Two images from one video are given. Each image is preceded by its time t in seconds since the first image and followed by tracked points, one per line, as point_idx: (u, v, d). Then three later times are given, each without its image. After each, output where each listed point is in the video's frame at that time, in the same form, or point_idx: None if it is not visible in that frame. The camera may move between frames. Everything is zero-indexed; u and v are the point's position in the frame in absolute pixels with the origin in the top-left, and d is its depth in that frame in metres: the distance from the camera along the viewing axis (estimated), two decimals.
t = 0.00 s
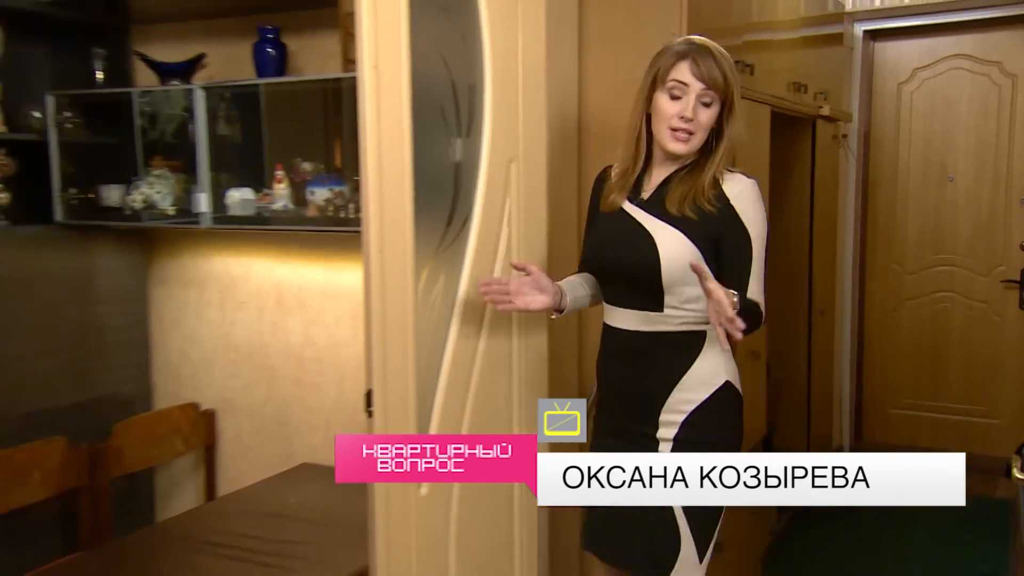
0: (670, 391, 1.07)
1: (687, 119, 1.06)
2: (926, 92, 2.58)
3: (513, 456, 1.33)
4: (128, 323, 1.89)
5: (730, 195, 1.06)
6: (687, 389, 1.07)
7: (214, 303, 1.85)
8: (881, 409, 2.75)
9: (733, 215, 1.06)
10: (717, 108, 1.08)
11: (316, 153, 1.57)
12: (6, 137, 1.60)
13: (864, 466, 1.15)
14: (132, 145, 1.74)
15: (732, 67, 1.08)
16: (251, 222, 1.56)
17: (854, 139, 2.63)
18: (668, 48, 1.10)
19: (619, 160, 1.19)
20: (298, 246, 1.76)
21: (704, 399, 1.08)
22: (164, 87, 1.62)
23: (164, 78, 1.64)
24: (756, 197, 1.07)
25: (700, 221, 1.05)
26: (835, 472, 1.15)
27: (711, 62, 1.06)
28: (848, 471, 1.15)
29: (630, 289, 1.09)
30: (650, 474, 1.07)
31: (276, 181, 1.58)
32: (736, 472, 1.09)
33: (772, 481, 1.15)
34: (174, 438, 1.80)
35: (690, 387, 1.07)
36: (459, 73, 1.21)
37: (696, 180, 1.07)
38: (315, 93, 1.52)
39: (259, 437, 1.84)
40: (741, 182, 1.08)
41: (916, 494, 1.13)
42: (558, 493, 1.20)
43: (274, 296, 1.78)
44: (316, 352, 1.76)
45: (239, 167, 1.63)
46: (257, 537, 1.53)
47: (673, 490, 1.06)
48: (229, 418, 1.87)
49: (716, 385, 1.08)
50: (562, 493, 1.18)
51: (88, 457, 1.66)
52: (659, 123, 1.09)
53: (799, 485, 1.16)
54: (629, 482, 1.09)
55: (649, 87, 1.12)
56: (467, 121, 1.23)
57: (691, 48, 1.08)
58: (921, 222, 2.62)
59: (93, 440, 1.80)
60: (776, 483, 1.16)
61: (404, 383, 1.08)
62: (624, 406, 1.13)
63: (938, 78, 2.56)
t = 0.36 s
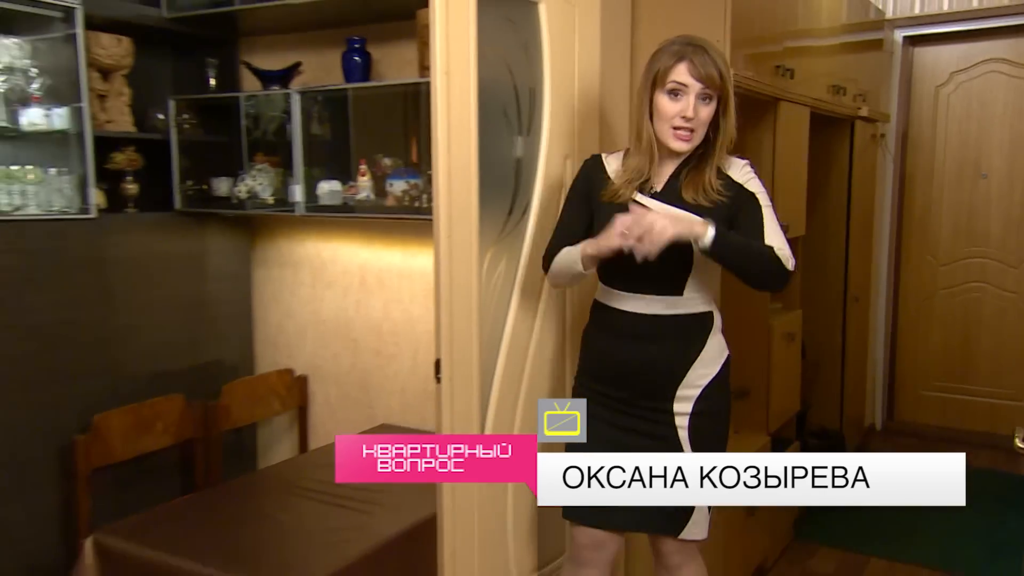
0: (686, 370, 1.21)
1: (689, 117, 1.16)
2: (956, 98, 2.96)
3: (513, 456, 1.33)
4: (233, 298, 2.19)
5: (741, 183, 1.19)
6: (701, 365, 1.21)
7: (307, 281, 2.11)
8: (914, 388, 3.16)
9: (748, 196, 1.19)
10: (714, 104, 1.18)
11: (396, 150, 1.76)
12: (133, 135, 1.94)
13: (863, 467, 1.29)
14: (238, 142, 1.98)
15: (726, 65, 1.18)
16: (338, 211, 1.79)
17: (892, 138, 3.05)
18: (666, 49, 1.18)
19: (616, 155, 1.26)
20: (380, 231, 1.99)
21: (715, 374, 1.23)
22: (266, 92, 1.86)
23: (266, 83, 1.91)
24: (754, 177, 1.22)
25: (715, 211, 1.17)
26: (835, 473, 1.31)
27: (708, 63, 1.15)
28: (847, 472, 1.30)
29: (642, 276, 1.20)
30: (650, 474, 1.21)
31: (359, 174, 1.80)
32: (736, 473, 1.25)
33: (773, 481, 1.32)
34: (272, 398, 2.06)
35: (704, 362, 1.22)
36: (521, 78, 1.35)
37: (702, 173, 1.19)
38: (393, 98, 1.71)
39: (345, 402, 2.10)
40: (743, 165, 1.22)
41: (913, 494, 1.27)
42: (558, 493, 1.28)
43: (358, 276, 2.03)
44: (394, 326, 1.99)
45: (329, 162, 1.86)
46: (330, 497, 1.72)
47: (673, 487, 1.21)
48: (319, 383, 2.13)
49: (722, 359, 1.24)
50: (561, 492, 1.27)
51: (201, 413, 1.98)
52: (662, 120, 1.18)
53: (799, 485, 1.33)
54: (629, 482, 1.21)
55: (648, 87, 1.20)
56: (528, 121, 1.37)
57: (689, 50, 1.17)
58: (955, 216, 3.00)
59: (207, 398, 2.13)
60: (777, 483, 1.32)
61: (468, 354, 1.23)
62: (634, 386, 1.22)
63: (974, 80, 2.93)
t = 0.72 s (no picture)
0: (668, 357, 1.38)
1: (645, 108, 1.31)
2: (1001, 97, 3.07)
3: (513, 456, 1.45)
4: (316, 278, 2.50)
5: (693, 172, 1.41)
6: (680, 350, 1.40)
7: (382, 263, 2.40)
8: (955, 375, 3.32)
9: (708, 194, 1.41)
10: (664, 93, 1.34)
11: (460, 146, 2.02)
12: (232, 134, 2.27)
13: (863, 468, 1.48)
14: (323, 138, 2.27)
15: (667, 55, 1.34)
16: (407, 199, 2.06)
17: (936, 135, 3.19)
18: (615, 49, 1.32)
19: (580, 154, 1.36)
20: (446, 219, 2.25)
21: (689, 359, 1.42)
22: (349, 94, 2.13)
23: (347, 87, 2.19)
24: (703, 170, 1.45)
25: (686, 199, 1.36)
26: (836, 473, 1.50)
27: (657, 55, 1.31)
28: (848, 472, 1.49)
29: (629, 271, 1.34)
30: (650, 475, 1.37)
31: (426, 166, 2.06)
32: (736, 474, 1.47)
33: (773, 480, 1.52)
34: (350, 366, 2.32)
35: (683, 346, 1.41)
36: (568, 81, 1.55)
37: (665, 164, 1.37)
38: (463, 98, 1.94)
39: (413, 371, 2.38)
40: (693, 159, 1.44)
41: (912, 493, 1.46)
42: (556, 492, 1.39)
43: (428, 259, 2.29)
44: (456, 304, 2.25)
45: (401, 157, 2.12)
46: (356, 482, 1.84)
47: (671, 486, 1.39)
48: (390, 353, 2.41)
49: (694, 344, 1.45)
50: (560, 491, 1.39)
51: (287, 377, 2.26)
52: (621, 115, 1.32)
53: (799, 484, 1.52)
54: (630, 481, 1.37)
55: (606, 84, 1.33)
56: (574, 119, 1.56)
57: (637, 47, 1.31)
58: (998, 208, 3.12)
59: (292, 364, 2.44)
60: (777, 482, 1.52)
61: (516, 323, 1.45)
62: (619, 376, 1.36)
63: (1021, 81, 3.02)
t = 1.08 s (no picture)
0: (644, 337, 1.56)
1: (609, 104, 1.48)
2: None
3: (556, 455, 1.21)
4: (387, 259, 2.80)
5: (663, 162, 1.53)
6: (658, 330, 1.58)
7: (442, 246, 2.72)
8: (987, 359, 3.44)
9: (682, 185, 1.53)
10: (629, 88, 1.49)
11: (513, 141, 2.30)
12: (312, 131, 2.60)
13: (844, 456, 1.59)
14: (392, 134, 2.59)
15: (633, 52, 1.49)
16: (466, 187, 2.36)
17: (978, 130, 3.29)
18: (582, 50, 1.50)
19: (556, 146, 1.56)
20: (499, 207, 2.52)
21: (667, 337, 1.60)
22: (414, 94, 2.44)
23: (414, 88, 2.50)
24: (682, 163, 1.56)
25: (650, 193, 1.50)
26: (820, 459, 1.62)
27: (621, 53, 1.47)
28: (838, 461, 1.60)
29: (595, 260, 1.51)
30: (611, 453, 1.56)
31: (480, 159, 2.38)
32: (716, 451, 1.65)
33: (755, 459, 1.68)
34: (413, 337, 2.63)
35: (660, 326, 1.58)
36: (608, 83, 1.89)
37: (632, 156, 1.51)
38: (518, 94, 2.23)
39: (469, 342, 2.71)
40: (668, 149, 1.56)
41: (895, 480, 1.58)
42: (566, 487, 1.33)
43: (485, 242, 2.58)
44: (507, 283, 2.54)
45: (460, 151, 2.44)
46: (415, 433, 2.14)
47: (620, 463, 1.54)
48: (450, 327, 2.75)
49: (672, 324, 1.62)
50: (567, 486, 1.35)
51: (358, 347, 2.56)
52: (588, 111, 1.50)
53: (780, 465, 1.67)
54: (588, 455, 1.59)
55: (576, 81, 1.52)
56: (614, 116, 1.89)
57: (602, 47, 1.48)
58: None
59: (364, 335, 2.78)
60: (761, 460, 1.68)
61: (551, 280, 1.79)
62: (615, 353, 1.54)
63: None
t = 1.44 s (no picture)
0: (648, 317, 1.75)
1: (633, 89, 1.69)
2: None
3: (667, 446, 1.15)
4: (440, 244, 3.10)
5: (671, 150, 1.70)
6: (661, 311, 1.77)
7: (491, 233, 3.01)
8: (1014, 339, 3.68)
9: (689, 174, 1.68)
10: (653, 77, 1.71)
11: (554, 135, 2.53)
12: (374, 129, 2.90)
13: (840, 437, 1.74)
14: (446, 131, 2.90)
15: (660, 46, 1.70)
16: (512, 179, 2.62)
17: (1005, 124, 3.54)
18: (615, 40, 1.72)
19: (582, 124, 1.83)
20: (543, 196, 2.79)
21: (671, 319, 1.78)
22: (464, 94, 2.76)
23: (465, 88, 2.81)
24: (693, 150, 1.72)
25: (655, 173, 1.68)
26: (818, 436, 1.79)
27: (649, 46, 1.69)
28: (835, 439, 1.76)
29: (597, 233, 1.75)
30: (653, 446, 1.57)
31: (524, 152, 2.64)
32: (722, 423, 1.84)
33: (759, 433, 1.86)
34: (465, 317, 2.94)
35: (664, 308, 1.77)
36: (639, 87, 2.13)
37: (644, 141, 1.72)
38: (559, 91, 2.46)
39: (516, 321, 3.01)
40: (681, 139, 1.73)
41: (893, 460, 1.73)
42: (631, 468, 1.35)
43: (529, 229, 2.86)
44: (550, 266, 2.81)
45: (507, 145, 2.71)
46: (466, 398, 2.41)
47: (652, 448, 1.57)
48: (499, 307, 3.05)
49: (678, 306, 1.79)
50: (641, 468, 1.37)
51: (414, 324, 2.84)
52: (614, 94, 1.72)
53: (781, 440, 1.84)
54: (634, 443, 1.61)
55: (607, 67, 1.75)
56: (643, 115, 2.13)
57: (633, 38, 1.70)
58: None
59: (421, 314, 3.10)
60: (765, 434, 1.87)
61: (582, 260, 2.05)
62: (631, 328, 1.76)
63: None
